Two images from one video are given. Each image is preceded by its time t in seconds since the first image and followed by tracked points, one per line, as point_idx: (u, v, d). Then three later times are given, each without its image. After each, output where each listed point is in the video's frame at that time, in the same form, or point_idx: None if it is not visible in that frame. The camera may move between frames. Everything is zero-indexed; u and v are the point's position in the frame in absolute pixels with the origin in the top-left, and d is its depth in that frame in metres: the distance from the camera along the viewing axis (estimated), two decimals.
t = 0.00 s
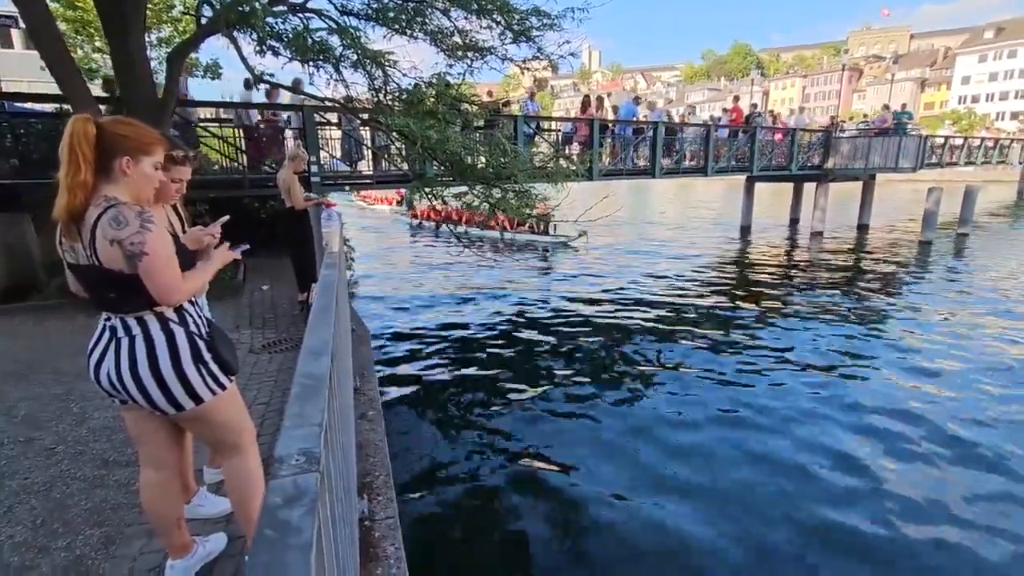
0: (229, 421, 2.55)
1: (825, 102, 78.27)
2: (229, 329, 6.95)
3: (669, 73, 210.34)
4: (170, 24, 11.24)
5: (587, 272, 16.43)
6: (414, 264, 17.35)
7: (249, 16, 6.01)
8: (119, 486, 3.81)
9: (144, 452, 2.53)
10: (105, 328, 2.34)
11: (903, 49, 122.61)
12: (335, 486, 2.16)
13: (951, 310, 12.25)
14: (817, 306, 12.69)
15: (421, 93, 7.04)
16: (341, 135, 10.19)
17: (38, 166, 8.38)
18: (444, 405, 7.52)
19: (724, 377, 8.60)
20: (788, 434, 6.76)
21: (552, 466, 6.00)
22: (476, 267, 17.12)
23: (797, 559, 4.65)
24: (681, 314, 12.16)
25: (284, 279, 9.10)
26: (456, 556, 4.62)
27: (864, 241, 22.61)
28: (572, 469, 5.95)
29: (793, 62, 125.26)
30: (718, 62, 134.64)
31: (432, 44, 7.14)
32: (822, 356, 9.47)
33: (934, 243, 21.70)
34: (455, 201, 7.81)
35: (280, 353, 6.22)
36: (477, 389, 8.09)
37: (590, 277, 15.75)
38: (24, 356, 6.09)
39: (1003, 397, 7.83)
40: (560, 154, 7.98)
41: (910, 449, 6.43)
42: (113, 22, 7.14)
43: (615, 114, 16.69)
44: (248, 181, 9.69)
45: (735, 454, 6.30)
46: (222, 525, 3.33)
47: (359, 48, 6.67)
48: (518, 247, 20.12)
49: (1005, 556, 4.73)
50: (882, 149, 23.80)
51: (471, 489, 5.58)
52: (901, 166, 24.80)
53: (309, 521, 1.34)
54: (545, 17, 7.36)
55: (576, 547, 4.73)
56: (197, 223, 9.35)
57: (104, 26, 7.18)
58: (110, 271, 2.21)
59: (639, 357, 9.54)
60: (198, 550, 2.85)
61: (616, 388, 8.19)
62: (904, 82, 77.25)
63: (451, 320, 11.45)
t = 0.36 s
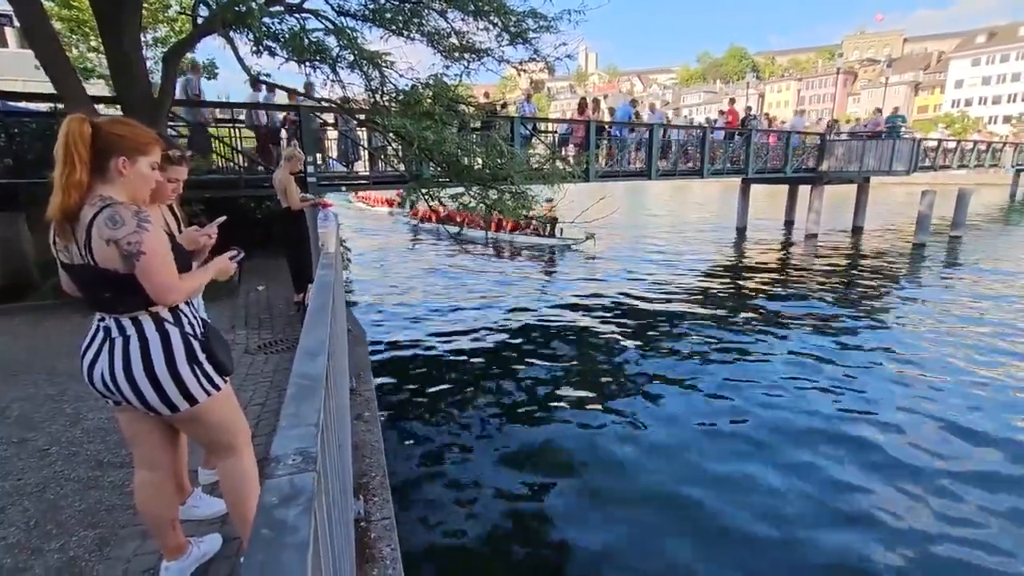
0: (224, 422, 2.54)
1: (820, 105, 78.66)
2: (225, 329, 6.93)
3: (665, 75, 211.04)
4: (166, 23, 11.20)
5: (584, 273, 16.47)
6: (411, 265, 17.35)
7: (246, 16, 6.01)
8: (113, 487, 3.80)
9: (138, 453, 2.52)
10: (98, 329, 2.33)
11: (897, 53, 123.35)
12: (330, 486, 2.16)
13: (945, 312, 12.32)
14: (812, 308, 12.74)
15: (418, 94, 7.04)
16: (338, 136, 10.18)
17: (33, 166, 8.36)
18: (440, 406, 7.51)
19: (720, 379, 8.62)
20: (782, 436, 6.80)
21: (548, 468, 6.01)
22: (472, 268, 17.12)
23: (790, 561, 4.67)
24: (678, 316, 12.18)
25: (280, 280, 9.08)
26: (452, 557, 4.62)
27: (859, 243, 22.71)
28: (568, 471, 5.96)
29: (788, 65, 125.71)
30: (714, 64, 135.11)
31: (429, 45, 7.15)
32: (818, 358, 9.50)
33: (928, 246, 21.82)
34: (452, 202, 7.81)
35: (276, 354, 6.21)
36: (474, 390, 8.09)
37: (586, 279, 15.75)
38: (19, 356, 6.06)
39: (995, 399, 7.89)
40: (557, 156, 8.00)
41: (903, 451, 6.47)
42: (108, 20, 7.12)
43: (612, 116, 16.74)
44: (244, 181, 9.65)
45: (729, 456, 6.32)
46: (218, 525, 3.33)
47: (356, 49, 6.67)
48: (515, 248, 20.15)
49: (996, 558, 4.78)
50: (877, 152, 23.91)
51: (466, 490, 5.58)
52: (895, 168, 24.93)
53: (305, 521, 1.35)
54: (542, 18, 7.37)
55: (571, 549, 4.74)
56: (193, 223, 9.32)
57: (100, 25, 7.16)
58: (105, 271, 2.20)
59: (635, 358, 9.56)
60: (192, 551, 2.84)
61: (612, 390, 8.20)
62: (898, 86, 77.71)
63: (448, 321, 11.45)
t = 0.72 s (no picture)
0: (222, 423, 2.54)
1: (817, 105, 78.77)
2: (224, 330, 6.93)
3: (663, 75, 210.96)
4: (164, 23, 11.17)
5: (582, 274, 16.48)
6: (409, 266, 17.34)
7: (244, 17, 6.01)
8: (111, 488, 3.80)
9: (137, 454, 2.52)
10: (97, 329, 2.33)
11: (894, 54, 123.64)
12: (331, 487, 2.17)
13: (942, 313, 12.36)
14: (809, 309, 12.78)
15: (417, 94, 7.04)
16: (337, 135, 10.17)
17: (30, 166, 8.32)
18: (439, 406, 7.52)
19: (719, 379, 8.64)
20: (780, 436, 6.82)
21: (547, 468, 6.02)
22: (470, 269, 17.13)
23: (787, 561, 4.69)
24: (676, 316, 12.21)
25: (278, 280, 9.07)
26: (450, 558, 4.63)
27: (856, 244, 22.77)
28: (566, 471, 5.98)
29: (786, 66, 125.87)
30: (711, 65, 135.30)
31: (428, 46, 7.15)
32: (815, 358, 9.53)
33: (925, 247, 21.88)
34: (450, 203, 7.81)
35: (275, 354, 6.21)
36: (472, 390, 8.09)
37: (585, 279, 15.75)
38: (16, 357, 6.05)
39: (991, 399, 7.92)
40: (555, 156, 8.01)
41: (900, 452, 6.49)
42: (106, 20, 7.09)
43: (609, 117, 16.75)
44: (242, 181, 9.73)
45: (727, 457, 6.34)
46: (217, 526, 3.33)
47: (354, 49, 6.66)
48: (513, 249, 20.15)
49: (992, 558, 4.81)
50: (874, 152, 23.97)
51: (464, 491, 5.59)
52: (892, 169, 25.00)
53: (306, 521, 1.35)
54: (540, 19, 7.38)
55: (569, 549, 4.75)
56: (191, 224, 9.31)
57: (98, 25, 7.14)
58: (104, 271, 2.20)
59: (634, 359, 9.58)
60: (190, 551, 2.84)
61: (611, 390, 8.21)
62: (895, 87, 77.90)
63: (446, 321, 11.44)
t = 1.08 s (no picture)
0: (221, 425, 2.54)
1: (814, 107, 78.91)
2: (221, 331, 6.91)
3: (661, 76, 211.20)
4: (161, 25, 11.17)
5: (580, 275, 16.48)
6: (407, 267, 17.32)
7: (242, 17, 6.00)
8: (108, 491, 3.78)
9: (135, 456, 2.51)
10: (96, 331, 2.33)
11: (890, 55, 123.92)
12: (330, 489, 2.16)
13: (939, 313, 12.39)
14: (807, 310, 12.80)
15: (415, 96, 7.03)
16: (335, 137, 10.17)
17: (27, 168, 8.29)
18: (438, 407, 7.52)
19: (717, 380, 8.64)
20: (779, 437, 6.83)
21: (545, 470, 6.02)
22: (469, 270, 17.12)
23: (786, 562, 4.69)
24: (674, 317, 12.22)
25: (276, 281, 9.06)
26: (450, 559, 4.63)
27: (854, 244, 22.81)
28: (564, 473, 5.98)
29: (783, 67, 126.04)
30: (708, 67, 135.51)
31: (426, 47, 7.13)
32: (814, 358, 9.53)
33: (922, 247, 21.92)
34: (448, 204, 7.80)
35: (273, 356, 6.20)
36: (471, 391, 8.08)
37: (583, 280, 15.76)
38: (13, 359, 6.03)
39: (989, 400, 7.94)
40: (553, 157, 8.02)
41: (898, 452, 6.50)
42: (103, 19, 7.07)
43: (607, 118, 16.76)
44: (240, 183, 9.64)
45: (726, 458, 6.34)
46: (215, 528, 3.32)
47: (352, 50, 6.66)
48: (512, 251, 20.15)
49: (990, 558, 4.81)
50: (872, 153, 24.02)
51: (463, 492, 5.59)
52: (889, 170, 25.05)
53: (305, 522, 1.35)
54: (538, 21, 7.39)
55: (568, 550, 4.75)
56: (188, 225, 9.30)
57: (95, 26, 7.12)
58: (104, 273, 2.19)
59: (632, 359, 9.58)
60: (188, 554, 2.84)
61: (609, 391, 8.21)
62: (892, 88, 78.07)
63: (445, 323, 11.44)
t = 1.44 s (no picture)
0: (218, 427, 2.53)
1: (810, 108, 79.17)
2: (218, 334, 6.90)
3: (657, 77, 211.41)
4: (157, 27, 11.15)
5: (577, 276, 16.49)
6: (404, 269, 17.32)
7: (238, 20, 6.00)
8: (104, 495, 3.77)
9: (132, 459, 2.51)
10: (94, 333, 2.32)
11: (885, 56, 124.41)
12: (327, 492, 2.16)
13: (935, 313, 12.43)
14: (804, 311, 12.83)
15: (412, 98, 7.04)
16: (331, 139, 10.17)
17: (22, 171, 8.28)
18: (435, 409, 7.51)
19: (714, 381, 8.65)
20: (776, 437, 6.85)
21: (543, 472, 6.02)
22: (466, 272, 17.12)
23: (783, 563, 4.70)
24: (671, 318, 12.24)
25: (273, 284, 9.04)
26: (447, 561, 4.63)
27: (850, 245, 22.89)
28: (562, 474, 5.98)
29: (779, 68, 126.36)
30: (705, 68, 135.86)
31: (422, 50, 7.13)
32: (810, 359, 9.56)
33: (918, 248, 22.00)
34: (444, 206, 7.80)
35: (270, 358, 6.19)
36: (468, 393, 8.08)
37: (580, 282, 15.77)
38: (8, 363, 6.00)
39: (985, 399, 7.97)
40: (549, 159, 8.04)
41: (895, 452, 6.52)
42: (99, 22, 7.06)
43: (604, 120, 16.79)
44: (237, 185, 9.56)
45: (723, 459, 6.35)
46: (212, 532, 3.31)
47: (348, 52, 6.67)
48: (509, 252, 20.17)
49: (986, 557, 4.83)
50: (867, 154, 24.11)
51: (460, 494, 5.58)
52: (885, 171, 25.14)
53: (302, 525, 1.35)
54: (534, 23, 7.40)
55: (566, 552, 4.75)
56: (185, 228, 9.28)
57: (91, 29, 7.11)
58: (103, 276, 2.19)
59: (630, 361, 9.59)
60: (185, 557, 2.83)
61: (607, 392, 8.22)
62: (887, 89, 78.37)
63: (442, 324, 11.44)
